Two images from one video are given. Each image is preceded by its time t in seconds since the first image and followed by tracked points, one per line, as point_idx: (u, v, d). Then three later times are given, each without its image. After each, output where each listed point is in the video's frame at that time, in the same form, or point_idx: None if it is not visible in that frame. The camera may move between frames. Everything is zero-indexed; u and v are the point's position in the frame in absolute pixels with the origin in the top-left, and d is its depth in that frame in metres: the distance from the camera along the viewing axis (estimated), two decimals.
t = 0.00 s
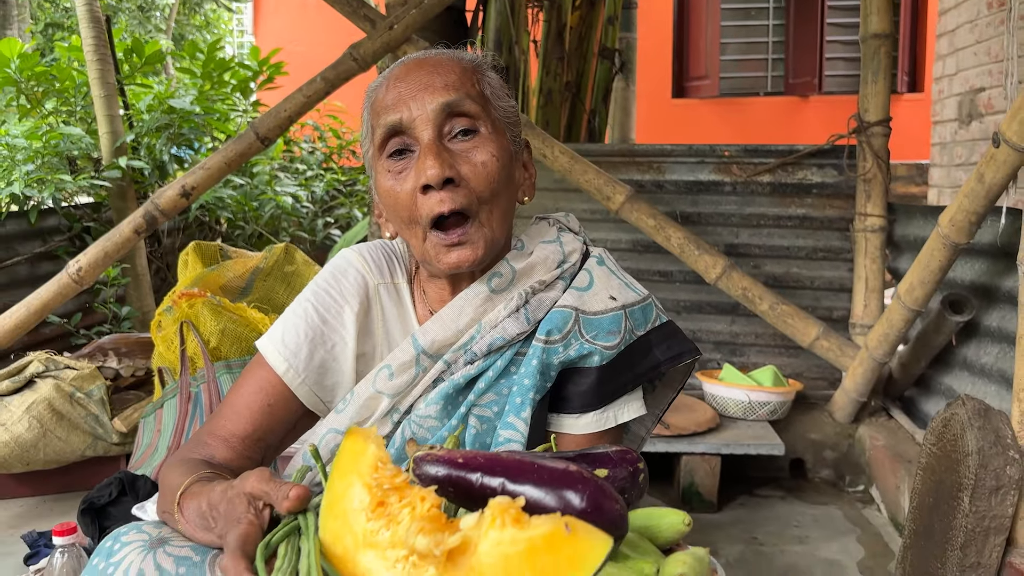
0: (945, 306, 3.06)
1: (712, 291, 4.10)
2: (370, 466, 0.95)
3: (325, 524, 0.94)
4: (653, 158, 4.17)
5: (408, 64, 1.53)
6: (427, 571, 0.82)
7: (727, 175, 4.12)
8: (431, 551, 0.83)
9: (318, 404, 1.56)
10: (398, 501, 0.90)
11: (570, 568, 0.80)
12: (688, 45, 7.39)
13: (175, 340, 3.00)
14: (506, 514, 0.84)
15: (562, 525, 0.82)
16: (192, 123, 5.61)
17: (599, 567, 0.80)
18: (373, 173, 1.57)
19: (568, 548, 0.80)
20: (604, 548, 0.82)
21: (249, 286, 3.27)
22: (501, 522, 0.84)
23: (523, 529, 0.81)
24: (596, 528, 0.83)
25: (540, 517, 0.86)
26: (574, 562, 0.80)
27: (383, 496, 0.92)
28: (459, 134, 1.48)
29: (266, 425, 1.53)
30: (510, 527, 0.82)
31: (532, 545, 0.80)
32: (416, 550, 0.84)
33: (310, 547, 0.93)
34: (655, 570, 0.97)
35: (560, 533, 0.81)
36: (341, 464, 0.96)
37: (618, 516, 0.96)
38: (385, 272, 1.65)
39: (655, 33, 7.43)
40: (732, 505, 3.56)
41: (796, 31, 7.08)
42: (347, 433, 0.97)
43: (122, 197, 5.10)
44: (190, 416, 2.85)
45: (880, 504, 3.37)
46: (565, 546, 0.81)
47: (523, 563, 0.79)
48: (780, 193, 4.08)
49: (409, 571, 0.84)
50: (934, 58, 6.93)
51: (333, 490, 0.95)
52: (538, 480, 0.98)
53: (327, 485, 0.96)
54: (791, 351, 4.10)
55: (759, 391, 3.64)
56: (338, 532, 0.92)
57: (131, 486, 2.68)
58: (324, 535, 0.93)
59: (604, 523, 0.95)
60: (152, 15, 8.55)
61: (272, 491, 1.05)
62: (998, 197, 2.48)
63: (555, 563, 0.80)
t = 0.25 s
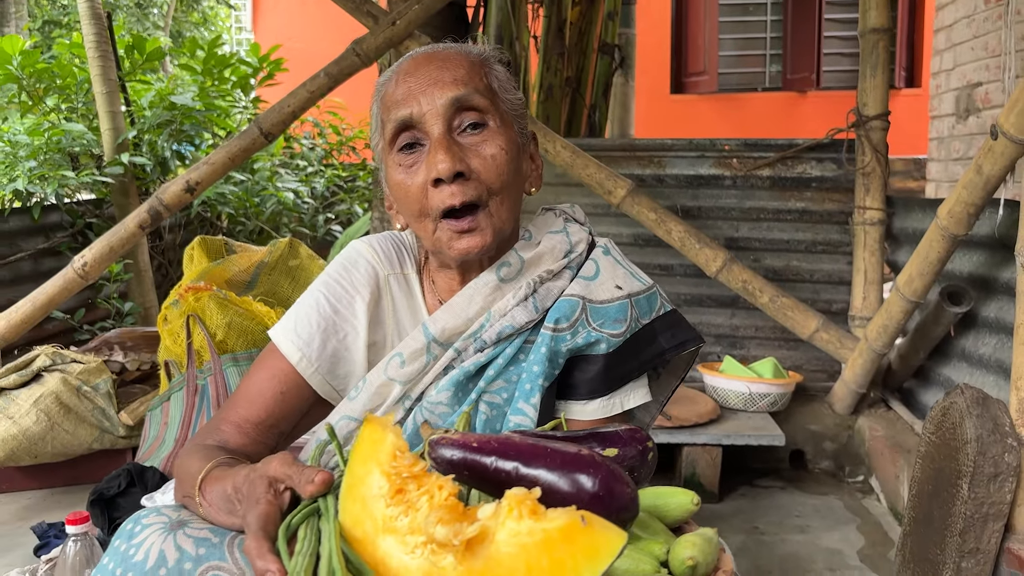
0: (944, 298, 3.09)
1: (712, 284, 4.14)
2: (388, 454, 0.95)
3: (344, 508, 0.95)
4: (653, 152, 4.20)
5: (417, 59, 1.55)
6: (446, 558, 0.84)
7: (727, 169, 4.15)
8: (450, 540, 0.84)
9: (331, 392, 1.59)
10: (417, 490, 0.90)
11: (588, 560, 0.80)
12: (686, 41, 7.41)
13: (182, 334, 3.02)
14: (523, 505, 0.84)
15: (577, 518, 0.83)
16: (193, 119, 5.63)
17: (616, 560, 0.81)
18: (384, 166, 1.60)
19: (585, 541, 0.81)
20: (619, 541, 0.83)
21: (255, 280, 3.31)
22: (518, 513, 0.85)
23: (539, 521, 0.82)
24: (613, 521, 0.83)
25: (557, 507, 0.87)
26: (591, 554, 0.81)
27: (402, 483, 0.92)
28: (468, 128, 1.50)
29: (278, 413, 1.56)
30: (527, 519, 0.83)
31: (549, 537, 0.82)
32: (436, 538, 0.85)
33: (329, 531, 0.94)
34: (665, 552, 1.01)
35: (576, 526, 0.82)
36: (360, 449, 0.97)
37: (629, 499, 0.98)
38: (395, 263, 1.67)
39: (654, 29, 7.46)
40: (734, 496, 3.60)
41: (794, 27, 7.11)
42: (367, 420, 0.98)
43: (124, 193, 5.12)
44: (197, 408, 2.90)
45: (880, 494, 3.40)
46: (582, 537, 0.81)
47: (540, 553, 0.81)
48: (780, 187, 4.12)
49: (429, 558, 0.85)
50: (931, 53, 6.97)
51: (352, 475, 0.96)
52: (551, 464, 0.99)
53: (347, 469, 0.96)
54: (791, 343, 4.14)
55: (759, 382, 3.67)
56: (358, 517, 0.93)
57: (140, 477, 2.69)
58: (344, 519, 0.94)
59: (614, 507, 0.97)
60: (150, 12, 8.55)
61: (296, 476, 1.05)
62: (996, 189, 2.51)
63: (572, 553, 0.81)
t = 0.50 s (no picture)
0: (940, 292, 3.12)
1: (711, 280, 4.17)
2: (406, 442, 0.97)
3: (362, 496, 0.97)
4: (652, 149, 4.23)
5: (431, 54, 1.56)
6: (464, 542, 0.86)
7: (725, 166, 4.18)
8: (469, 524, 0.87)
9: (341, 386, 1.60)
10: (435, 476, 0.92)
11: (604, 543, 0.83)
12: (683, 39, 7.44)
13: (185, 330, 3.03)
14: (541, 490, 0.87)
15: (594, 501, 0.85)
16: (192, 117, 5.64)
17: (631, 541, 0.84)
18: (395, 160, 1.62)
19: (602, 523, 0.84)
20: (636, 522, 0.85)
21: (257, 276, 3.32)
22: (535, 497, 0.87)
23: (556, 504, 0.85)
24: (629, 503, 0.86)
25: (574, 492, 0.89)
26: (608, 536, 0.83)
27: (421, 470, 0.94)
28: (480, 124, 1.53)
29: (289, 407, 1.57)
30: (544, 502, 0.86)
31: (566, 520, 0.84)
32: (456, 523, 0.88)
33: (347, 518, 0.96)
34: (676, 537, 1.04)
35: (593, 509, 0.85)
36: (378, 438, 0.99)
37: (641, 486, 1.00)
38: (403, 258, 1.69)
39: (650, 25, 7.47)
40: (733, 489, 3.62)
41: (790, 26, 7.15)
42: (385, 409, 1.00)
43: (123, 190, 5.13)
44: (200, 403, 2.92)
45: (878, 487, 3.44)
46: (599, 520, 0.84)
47: (558, 536, 0.83)
48: (778, 183, 4.15)
49: (447, 543, 0.87)
50: (926, 50, 7.00)
51: (371, 463, 0.98)
52: (564, 452, 1.01)
53: (365, 458, 0.98)
54: (789, 338, 4.17)
55: (758, 377, 3.71)
56: (376, 504, 0.95)
57: (145, 473, 2.71)
58: (361, 506, 0.96)
59: (625, 493, 1.00)
60: (145, 11, 8.54)
61: (314, 465, 1.08)
62: (992, 183, 2.55)
63: (589, 535, 0.83)
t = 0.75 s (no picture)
0: (933, 284, 3.15)
1: (705, 274, 4.20)
2: (416, 422, 0.99)
3: (372, 476, 0.99)
4: (646, 143, 4.26)
5: (437, 47, 1.58)
6: (475, 517, 0.89)
7: (719, 160, 4.21)
8: (479, 498, 0.88)
9: (346, 374, 1.62)
10: (444, 454, 0.94)
11: (611, 514, 0.84)
12: (675, 35, 7.47)
13: (183, 324, 3.03)
14: (548, 464, 0.89)
15: (600, 473, 0.86)
16: (186, 113, 5.63)
17: (638, 512, 0.84)
18: (401, 152, 1.63)
19: (609, 494, 0.84)
20: (641, 494, 0.85)
21: (254, 271, 3.34)
22: (543, 471, 0.89)
23: (563, 478, 0.86)
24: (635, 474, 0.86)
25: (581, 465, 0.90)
26: (615, 507, 0.84)
27: (430, 449, 0.96)
28: (487, 117, 1.55)
29: (295, 394, 1.59)
30: (552, 476, 0.87)
31: (573, 492, 0.85)
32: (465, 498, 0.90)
33: (358, 497, 0.97)
34: (679, 512, 1.05)
35: (599, 480, 0.85)
36: (388, 418, 1.01)
37: (645, 463, 1.01)
38: (407, 248, 1.71)
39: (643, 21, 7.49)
40: (728, 480, 3.66)
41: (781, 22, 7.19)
42: (394, 391, 1.01)
43: (116, 186, 5.11)
44: (199, 396, 2.92)
45: (871, 477, 3.48)
46: (606, 491, 0.85)
47: (566, 508, 0.84)
48: (771, 177, 4.18)
49: (458, 518, 0.90)
50: (916, 47, 7.05)
51: (381, 442, 1.00)
52: (570, 432, 1.03)
53: (375, 438, 1.00)
54: (782, 331, 4.21)
55: (752, 369, 3.74)
56: (386, 482, 0.97)
57: (145, 465, 2.71)
58: (372, 485, 0.98)
59: (628, 469, 1.00)
60: (136, 7, 8.50)
61: (324, 447, 1.09)
62: (984, 175, 2.58)
63: (596, 507, 0.84)
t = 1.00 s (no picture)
0: (926, 281, 3.17)
1: (699, 271, 4.22)
2: (426, 418, 1.00)
3: (381, 472, 1.00)
4: (641, 141, 4.28)
5: (440, 44, 1.59)
6: (487, 512, 0.90)
7: (713, 158, 4.23)
8: (492, 494, 0.91)
9: (348, 371, 1.62)
10: (455, 450, 0.96)
11: (623, 508, 0.86)
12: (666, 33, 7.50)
13: (179, 322, 3.03)
14: (560, 460, 0.91)
15: (612, 468, 0.88)
16: (178, 111, 5.60)
17: (650, 505, 0.87)
18: (402, 147, 1.64)
19: (621, 489, 0.87)
20: (653, 488, 0.88)
21: (250, 269, 3.34)
22: (554, 467, 0.91)
23: (576, 473, 0.89)
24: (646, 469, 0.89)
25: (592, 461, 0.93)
26: (627, 502, 0.86)
27: (440, 445, 0.97)
28: (489, 113, 1.56)
29: (296, 392, 1.59)
30: (564, 471, 0.89)
31: (585, 487, 0.88)
32: (478, 494, 0.92)
33: (368, 493, 0.98)
34: (685, 507, 1.07)
35: (611, 475, 0.88)
36: (397, 414, 1.02)
37: (651, 457, 1.04)
38: (407, 245, 1.71)
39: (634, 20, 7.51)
40: (723, 477, 3.67)
41: (773, 21, 7.22)
42: (404, 387, 1.02)
43: (109, 185, 5.08)
44: (196, 394, 2.92)
45: (864, 473, 3.51)
46: (618, 486, 0.87)
47: (578, 503, 0.87)
48: (765, 175, 4.21)
49: (469, 514, 0.92)
50: (907, 46, 7.09)
51: (389, 439, 1.00)
52: (577, 427, 1.05)
53: (384, 434, 1.01)
54: (776, 328, 4.24)
55: (746, 366, 3.77)
56: (396, 479, 0.98)
57: (142, 463, 2.71)
58: (381, 482, 0.99)
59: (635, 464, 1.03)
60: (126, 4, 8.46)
61: (332, 444, 1.10)
62: (977, 173, 2.60)
63: (608, 502, 0.86)
